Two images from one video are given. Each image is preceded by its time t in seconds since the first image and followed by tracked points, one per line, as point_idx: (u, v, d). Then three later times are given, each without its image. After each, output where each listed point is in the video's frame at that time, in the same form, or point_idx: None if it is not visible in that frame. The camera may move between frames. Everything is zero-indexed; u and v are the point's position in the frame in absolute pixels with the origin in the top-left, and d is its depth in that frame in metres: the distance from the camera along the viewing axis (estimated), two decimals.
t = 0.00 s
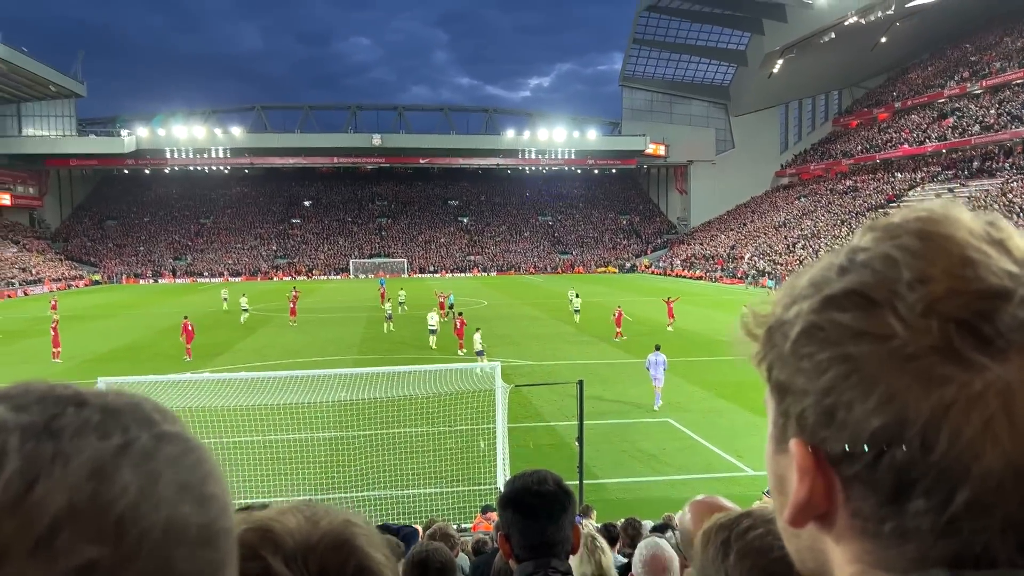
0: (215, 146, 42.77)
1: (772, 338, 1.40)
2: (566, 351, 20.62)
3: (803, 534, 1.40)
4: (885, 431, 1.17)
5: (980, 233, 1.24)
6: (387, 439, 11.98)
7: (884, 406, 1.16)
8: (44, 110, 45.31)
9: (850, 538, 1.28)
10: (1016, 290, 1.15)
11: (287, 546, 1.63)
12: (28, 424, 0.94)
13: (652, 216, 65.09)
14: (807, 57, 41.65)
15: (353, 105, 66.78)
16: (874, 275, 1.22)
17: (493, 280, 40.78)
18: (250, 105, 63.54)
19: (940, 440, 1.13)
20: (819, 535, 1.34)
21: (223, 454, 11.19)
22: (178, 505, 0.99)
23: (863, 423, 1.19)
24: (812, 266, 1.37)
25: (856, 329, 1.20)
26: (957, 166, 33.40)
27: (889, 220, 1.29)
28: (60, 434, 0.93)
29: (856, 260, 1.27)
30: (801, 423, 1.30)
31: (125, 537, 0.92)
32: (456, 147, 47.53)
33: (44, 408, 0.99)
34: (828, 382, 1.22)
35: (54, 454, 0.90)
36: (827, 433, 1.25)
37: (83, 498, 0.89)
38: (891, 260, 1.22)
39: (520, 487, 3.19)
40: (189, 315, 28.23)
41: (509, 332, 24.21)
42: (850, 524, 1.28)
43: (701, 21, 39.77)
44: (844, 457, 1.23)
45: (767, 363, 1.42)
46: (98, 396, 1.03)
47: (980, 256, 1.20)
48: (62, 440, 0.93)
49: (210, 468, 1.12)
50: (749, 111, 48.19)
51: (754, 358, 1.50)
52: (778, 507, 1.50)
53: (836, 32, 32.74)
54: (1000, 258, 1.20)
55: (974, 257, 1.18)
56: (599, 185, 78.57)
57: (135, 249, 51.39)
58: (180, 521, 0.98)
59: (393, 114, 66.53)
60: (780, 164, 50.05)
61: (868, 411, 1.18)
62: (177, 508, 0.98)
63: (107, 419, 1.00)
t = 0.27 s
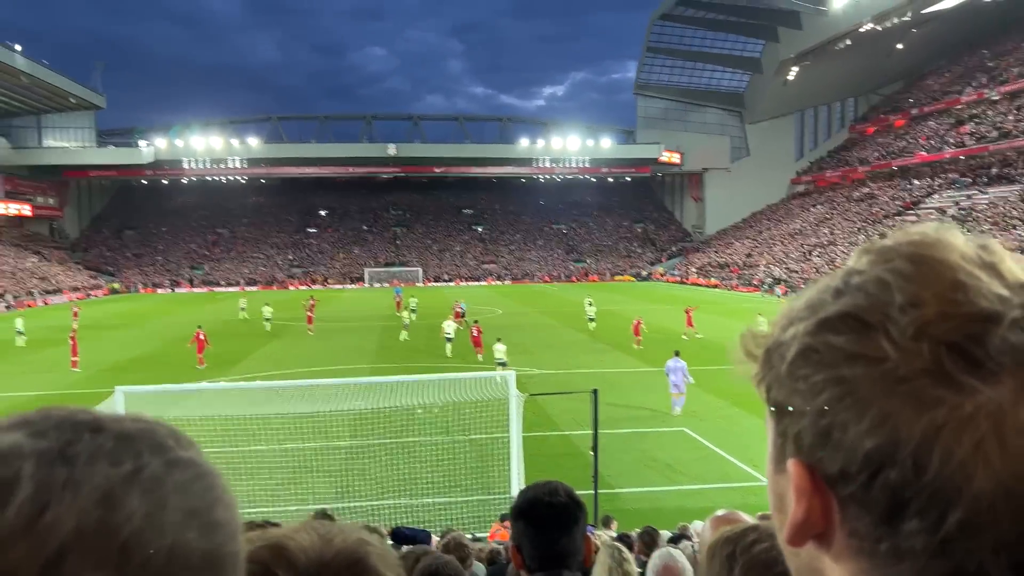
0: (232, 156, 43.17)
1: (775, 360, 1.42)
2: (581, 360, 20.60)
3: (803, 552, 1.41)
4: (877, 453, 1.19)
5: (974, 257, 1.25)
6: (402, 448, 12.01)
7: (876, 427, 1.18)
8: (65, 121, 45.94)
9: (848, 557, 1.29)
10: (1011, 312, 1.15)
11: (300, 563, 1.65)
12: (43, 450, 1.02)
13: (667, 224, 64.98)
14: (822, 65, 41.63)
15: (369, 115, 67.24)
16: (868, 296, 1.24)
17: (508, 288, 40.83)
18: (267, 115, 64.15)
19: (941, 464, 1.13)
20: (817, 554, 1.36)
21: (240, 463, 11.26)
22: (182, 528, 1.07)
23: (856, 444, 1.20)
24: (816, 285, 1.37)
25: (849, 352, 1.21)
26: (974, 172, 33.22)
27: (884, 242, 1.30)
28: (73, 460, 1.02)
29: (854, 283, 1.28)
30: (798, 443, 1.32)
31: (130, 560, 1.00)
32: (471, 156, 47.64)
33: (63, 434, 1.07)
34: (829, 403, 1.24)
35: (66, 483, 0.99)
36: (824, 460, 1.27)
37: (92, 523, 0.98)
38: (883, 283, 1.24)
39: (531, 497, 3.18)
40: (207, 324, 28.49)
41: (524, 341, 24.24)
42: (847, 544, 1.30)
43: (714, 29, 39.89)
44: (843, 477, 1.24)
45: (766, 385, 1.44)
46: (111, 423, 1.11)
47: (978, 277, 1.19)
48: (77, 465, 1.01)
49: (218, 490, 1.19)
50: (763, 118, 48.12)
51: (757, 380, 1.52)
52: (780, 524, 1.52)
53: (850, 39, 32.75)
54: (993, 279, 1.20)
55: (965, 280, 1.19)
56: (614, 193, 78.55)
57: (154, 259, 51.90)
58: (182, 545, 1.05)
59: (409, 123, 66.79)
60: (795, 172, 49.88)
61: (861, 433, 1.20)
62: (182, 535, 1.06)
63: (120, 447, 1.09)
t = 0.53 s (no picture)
0: (247, 161, 43.44)
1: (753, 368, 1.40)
2: (593, 364, 20.56)
3: (786, 559, 1.40)
4: (852, 457, 1.17)
5: (946, 264, 1.25)
6: (414, 452, 12.01)
7: (853, 432, 1.16)
8: (82, 128, 46.33)
9: (826, 564, 1.28)
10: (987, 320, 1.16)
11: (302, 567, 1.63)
12: (46, 454, 1.04)
13: (680, 227, 64.80)
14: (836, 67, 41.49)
15: (382, 120, 67.52)
16: (844, 305, 1.24)
17: (520, 292, 40.82)
18: (280, 121, 64.55)
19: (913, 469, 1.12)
20: (799, 561, 1.35)
21: (254, 468, 11.28)
22: (178, 532, 1.08)
23: (833, 449, 1.19)
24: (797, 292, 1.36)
25: (825, 359, 1.21)
26: (991, 174, 33.01)
27: (858, 251, 1.30)
28: (75, 462, 1.04)
29: (830, 291, 1.28)
30: (777, 450, 1.31)
31: (126, 562, 1.01)
32: (483, 160, 47.74)
33: (65, 439, 1.09)
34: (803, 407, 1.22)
35: (67, 483, 1.01)
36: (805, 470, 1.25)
37: (87, 527, 0.99)
38: (860, 291, 1.24)
39: (538, 500, 3.18)
40: (221, 329, 28.62)
41: (536, 345, 24.23)
42: (827, 550, 1.28)
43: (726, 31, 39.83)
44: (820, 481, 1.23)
45: (748, 393, 1.44)
46: (112, 427, 1.13)
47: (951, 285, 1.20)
48: (76, 470, 1.03)
49: (213, 493, 1.20)
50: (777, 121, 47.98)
51: (741, 387, 1.51)
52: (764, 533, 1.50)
53: (863, 41, 32.63)
54: (960, 285, 1.21)
55: (939, 286, 1.19)
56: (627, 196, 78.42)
57: (169, 264, 52.22)
58: (177, 549, 1.06)
59: (421, 129, 66.98)
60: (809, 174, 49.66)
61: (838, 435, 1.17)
62: (177, 535, 1.07)
63: (120, 450, 1.10)
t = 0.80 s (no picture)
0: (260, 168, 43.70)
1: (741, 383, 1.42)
2: (605, 369, 20.52)
3: None
4: (858, 471, 1.16)
5: (936, 283, 1.27)
6: (426, 458, 12.02)
7: (859, 447, 1.15)
8: (97, 136, 46.74)
9: None
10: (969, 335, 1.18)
11: None
12: (47, 468, 1.11)
13: (692, 232, 64.65)
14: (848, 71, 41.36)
15: (393, 127, 67.83)
16: (841, 320, 1.24)
17: (532, 298, 40.83)
18: (293, 128, 65.02)
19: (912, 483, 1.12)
20: None
21: (265, 474, 11.32)
22: (174, 543, 1.12)
23: (840, 461, 1.17)
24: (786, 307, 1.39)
25: (828, 371, 1.20)
26: (1005, 177, 32.80)
27: (850, 271, 1.32)
28: (71, 478, 1.10)
29: (821, 308, 1.29)
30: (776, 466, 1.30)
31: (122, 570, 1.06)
32: (495, 166, 47.83)
33: (62, 454, 1.15)
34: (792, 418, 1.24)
35: (65, 496, 1.07)
36: (788, 483, 1.26)
37: (85, 536, 1.04)
38: (857, 307, 1.24)
39: (542, 505, 3.20)
40: (233, 335, 28.78)
41: (547, 350, 24.23)
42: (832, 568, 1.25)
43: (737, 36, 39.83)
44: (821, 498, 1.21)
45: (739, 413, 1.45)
46: (107, 440, 1.19)
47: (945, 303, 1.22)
48: (75, 483, 1.09)
49: (204, 506, 1.26)
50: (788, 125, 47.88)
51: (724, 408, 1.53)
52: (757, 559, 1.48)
53: (876, 44, 32.60)
54: (944, 300, 1.23)
55: (929, 305, 1.21)
56: (638, 202, 78.31)
57: (183, 270, 52.54)
58: (173, 558, 1.11)
59: (433, 135, 67.17)
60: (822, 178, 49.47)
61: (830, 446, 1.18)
62: (170, 546, 1.12)
63: (117, 464, 1.17)
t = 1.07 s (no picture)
0: (272, 174, 43.89)
1: (714, 403, 1.37)
2: (616, 373, 20.47)
3: None
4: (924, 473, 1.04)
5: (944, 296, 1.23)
6: (437, 462, 12.01)
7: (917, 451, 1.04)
8: (111, 142, 47.11)
9: None
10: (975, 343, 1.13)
11: None
12: (35, 470, 1.10)
13: (704, 235, 64.48)
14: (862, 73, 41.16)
15: (405, 131, 68.04)
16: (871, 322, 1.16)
17: (544, 302, 40.78)
18: (305, 133, 65.35)
19: (925, 501, 1.05)
20: None
21: (277, 479, 11.34)
22: (161, 544, 1.12)
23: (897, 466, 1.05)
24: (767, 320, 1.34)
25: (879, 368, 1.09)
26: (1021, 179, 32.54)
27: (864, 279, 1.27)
28: (60, 479, 1.09)
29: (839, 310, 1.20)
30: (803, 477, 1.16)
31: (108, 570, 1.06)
32: (506, 170, 47.84)
33: (51, 455, 1.14)
34: (774, 432, 1.18)
35: (52, 498, 1.07)
36: (766, 504, 1.21)
37: (71, 538, 1.04)
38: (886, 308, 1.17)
39: (549, 507, 3.19)
40: (246, 339, 28.89)
41: (558, 354, 24.19)
42: None
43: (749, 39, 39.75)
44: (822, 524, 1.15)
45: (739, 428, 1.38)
46: (97, 446, 1.19)
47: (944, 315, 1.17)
48: (63, 483, 1.09)
49: (195, 511, 1.25)
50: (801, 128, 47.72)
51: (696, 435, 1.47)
52: None
53: (890, 46, 32.44)
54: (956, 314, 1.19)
55: (944, 315, 1.17)
56: (650, 205, 78.17)
57: (196, 275, 52.83)
58: (160, 560, 1.10)
59: (444, 139, 67.28)
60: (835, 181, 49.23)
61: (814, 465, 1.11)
62: (157, 549, 1.11)
63: (106, 466, 1.16)
